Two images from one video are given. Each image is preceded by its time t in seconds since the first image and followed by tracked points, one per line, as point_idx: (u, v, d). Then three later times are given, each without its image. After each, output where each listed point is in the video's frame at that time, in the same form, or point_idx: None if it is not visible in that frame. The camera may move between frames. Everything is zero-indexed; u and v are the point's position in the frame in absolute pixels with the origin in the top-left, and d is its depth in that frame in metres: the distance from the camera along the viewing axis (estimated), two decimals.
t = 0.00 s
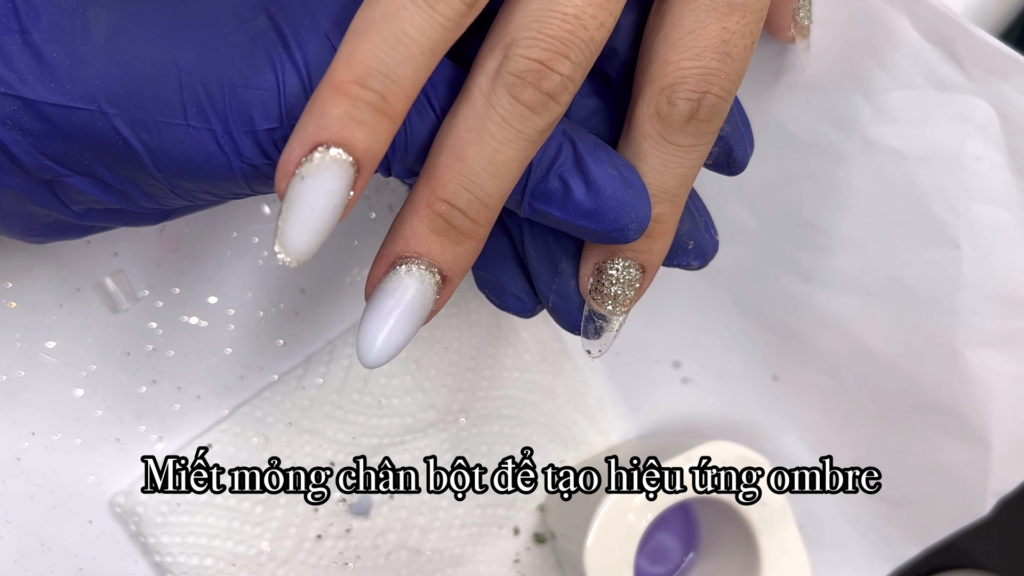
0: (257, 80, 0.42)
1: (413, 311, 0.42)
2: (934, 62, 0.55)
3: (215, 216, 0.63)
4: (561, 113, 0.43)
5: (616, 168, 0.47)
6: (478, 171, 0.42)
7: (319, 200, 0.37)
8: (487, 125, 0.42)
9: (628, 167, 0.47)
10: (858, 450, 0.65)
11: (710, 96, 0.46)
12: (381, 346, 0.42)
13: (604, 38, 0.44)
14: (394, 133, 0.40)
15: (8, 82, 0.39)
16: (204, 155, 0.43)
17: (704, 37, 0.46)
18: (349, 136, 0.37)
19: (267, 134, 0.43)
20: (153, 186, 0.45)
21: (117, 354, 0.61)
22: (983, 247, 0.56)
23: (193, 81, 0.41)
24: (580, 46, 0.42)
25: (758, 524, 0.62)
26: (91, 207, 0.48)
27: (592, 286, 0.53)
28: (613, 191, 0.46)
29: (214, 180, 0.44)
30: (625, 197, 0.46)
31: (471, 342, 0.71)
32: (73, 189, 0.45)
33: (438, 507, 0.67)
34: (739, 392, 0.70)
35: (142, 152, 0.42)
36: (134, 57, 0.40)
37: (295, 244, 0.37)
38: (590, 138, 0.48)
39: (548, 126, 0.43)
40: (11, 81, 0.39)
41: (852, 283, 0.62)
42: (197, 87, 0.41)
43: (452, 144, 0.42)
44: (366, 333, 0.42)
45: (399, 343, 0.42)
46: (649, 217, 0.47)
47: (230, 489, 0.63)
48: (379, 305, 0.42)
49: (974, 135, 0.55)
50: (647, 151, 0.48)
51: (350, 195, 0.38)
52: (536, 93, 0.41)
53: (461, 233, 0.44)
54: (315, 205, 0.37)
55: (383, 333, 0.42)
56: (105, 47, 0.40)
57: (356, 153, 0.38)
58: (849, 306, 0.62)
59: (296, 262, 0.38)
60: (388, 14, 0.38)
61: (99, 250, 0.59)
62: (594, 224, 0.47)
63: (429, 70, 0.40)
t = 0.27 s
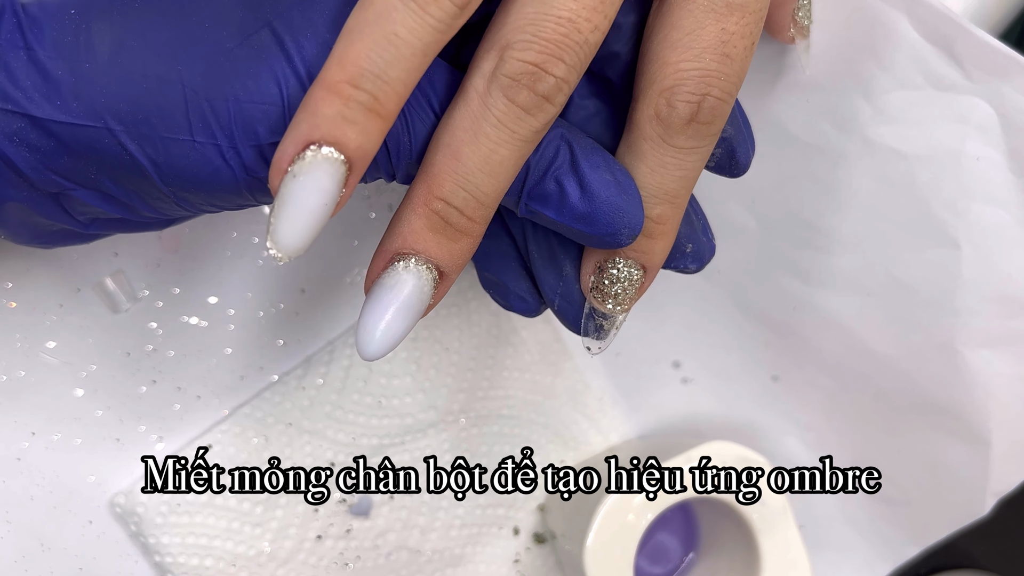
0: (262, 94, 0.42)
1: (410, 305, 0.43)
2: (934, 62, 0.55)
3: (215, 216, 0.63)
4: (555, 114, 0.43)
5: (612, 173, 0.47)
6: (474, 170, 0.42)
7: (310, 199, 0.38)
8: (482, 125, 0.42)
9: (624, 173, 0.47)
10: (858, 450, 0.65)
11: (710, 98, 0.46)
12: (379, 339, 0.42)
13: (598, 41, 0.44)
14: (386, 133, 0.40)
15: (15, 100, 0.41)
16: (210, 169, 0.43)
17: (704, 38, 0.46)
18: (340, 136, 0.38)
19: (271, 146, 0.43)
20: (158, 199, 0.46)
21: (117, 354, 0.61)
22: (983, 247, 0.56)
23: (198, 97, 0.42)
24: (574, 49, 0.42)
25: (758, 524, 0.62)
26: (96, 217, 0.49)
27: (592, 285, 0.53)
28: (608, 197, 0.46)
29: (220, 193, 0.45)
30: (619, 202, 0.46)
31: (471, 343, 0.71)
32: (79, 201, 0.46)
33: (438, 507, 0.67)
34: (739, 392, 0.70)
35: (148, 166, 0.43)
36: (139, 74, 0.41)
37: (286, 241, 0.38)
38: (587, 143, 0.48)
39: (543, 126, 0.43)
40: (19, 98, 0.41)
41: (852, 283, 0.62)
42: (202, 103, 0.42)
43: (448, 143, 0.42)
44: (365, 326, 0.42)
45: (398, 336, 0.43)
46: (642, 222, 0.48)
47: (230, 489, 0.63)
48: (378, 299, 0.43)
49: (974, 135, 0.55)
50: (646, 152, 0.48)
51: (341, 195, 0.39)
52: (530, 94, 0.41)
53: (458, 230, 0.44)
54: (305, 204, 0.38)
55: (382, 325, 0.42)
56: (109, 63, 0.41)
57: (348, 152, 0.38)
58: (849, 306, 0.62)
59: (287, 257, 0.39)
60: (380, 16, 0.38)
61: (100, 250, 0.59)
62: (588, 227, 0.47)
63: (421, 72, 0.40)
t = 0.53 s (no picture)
0: (261, 103, 0.42)
1: (408, 303, 0.44)
2: (934, 62, 0.55)
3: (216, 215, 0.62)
4: (555, 115, 0.43)
5: (611, 159, 0.47)
6: (473, 171, 0.42)
7: (305, 196, 0.38)
8: (481, 126, 0.42)
9: (624, 160, 0.47)
10: (858, 450, 0.65)
11: (712, 102, 0.46)
12: (378, 335, 0.43)
13: (597, 42, 0.43)
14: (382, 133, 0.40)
15: (16, 111, 0.41)
16: (210, 177, 0.44)
17: (705, 40, 0.46)
18: (337, 135, 0.38)
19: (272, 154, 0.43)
20: (159, 208, 0.46)
21: (117, 354, 0.61)
22: (983, 247, 0.56)
23: (198, 107, 0.42)
24: (573, 50, 0.42)
25: (758, 524, 0.62)
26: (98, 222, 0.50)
27: (586, 281, 0.53)
28: (607, 182, 0.46)
29: (221, 200, 0.45)
30: (619, 187, 0.46)
31: (471, 343, 0.70)
32: (80, 209, 0.47)
33: (438, 507, 0.67)
34: (739, 392, 0.70)
35: (149, 176, 0.43)
36: (138, 84, 0.41)
37: (281, 239, 0.38)
38: (587, 131, 0.48)
39: (543, 127, 0.43)
40: (19, 109, 0.41)
41: (852, 283, 0.62)
42: (202, 113, 0.42)
43: (447, 142, 0.42)
44: (365, 324, 0.43)
45: (396, 332, 0.44)
46: (642, 208, 0.47)
47: (230, 489, 0.63)
48: (377, 295, 0.43)
49: (974, 135, 0.55)
50: (646, 154, 0.48)
51: (337, 194, 0.39)
52: (529, 96, 0.41)
53: (457, 230, 0.44)
54: (300, 202, 0.38)
55: (381, 322, 0.43)
56: (108, 73, 0.41)
57: (344, 151, 0.38)
58: (849, 306, 0.63)
59: (282, 255, 0.39)
60: (376, 17, 0.38)
61: (100, 251, 0.59)
62: (588, 214, 0.47)
63: (416, 74, 0.40)
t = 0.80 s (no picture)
0: (257, 112, 0.42)
1: (406, 306, 0.43)
2: (934, 62, 0.55)
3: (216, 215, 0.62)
4: (551, 114, 0.43)
5: (611, 157, 0.47)
6: (469, 171, 0.42)
7: (297, 193, 0.37)
8: (478, 126, 0.42)
9: (624, 158, 0.47)
10: (858, 450, 0.65)
11: (711, 103, 0.46)
12: (376, 338, 0.43)
13: (595, 41, 0.44)
14: (375, 129, 0.40)
15: (12, 116, 0.41)
16: (205, 187, 0.44)
17: (704, 40, 0.46)
18: (327, 131, 0.38)
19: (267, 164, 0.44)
20: (154, 219, 0.46)
21: (118, 354, 0.61)
22: (983, 247, 0.56)
23: (194, 116, 0.42)
24: (570, 49, 0.42)
25: (758, 523, 0.63)
26: (92, 232, 0.50)
27: (592, 282, 0.53)
28: (609, 180, 0.46)
29: (214, 212, 0.46)
30: (620, 185, 0.46)
31: (471, 342, 0.71)
32: (75, 219, 0.47)
33: (438, 507, 0.67)
34: (739, 392, 0.70)
35: (144, 185, 0.43)
36: (135, 92, 0.41)
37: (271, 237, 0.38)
38: (586, 130, 0.48)
39: (540, 126, 0.43)
40: (15, 114, 0.41)
41: (852, 283, 0.62)
42: (198, 121, 0.42)
43: (444, 142, 0.43)
44: (363, 327, 0.43)
45: (394, 335, 0.43)
46: (645, 205, 0.47)
47: (230, 489, 0.63)
48: (375, 298, 0.43)
49: (974, 135, 0.55)
50: (646, 155, 0.48)
51: (329, 191, 0.39)
52: (526, 95, 0.41)
53: (454, 230, 0.44)
54: (291, 199, 0.37)
55: (379, 324, 0.43)
56: (105, 80, 0.41)
57: (335, 148, 0.38)
58: (849, 306, 0.63)
59: (273, 251, 0.38)
60: (368, 12, 0.38)
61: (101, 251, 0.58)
62: (591, 214, 0.48)
63: (411, 68, 0.40)
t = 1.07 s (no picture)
0: (258, 105, 0.43)
1: (392, 303, 0.42)
2: (934, 63, 0.55)
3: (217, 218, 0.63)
4: (544, 111, 0.43)
5: (610, 164, 0.47)
6: (459, 166, 0.43)
7: (288, 191, 0.37)
8: (469, 122, 0.42)
9: (624, 164, 0.47)
10: (857, 450, 0.65)
11: (717, 106, 0.46)
12: (359, 336, 0.42)
13: (589, 38, 0.43)
14: (369, 127, 0.40)
15: (14, 115, 0.41)
16: (209, 180, 0.44)
17: (710, 41, 0.46)
18: (319, 128, 0.38)
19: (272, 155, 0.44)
20: (158, 213, 0.47)
21: (118, 354, 0.61)
22: (983, 247, 0.56)
23: (195, 110, 0.42)
24: (563, 46, 0.42)
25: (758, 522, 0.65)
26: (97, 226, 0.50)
27: (588, 283, 0.54)
28: (607, 187, 0.46)
29: (219, 204, 0.46)
30: (618, 193, 0.46)
31: (471, 342, 0.71)
32: (79, 215, 0.47)
33: (439, 507, 0.67)
34: (738, 392, 0.70)
35: (147, 179, 0.43)
36: (135, 88, 0.41)
37: (263, 235, 0.37)
38: (586, 133, 0.48)
39: (531, 123, 0.43)
40: (17, 113, 0.41)
41: (853, 284, 0.62)
42: (199, 115, 0.42)
43: (434, 138, 0.43)
44: (346, 323, 0.42)
45: (378, 333, 0.42)
46: (642, 215, 0.48)
47: (230, 489, 0.63)
48: (359, 294, 0.42)
49: (973, 136, 0.55)
50: (649, 157, 0.49)
51: (321, 190, 0.38)
52: (518, 91, 0.41)
53: (442, 227, 0.44)
54: (283, 197, 0.37)
55: (362, 321, 0.42)
56: (105, 77, 0.41)
57: (327, 146, 0.38)
58: (849, 307, 0.63)
59: (264, 251, 0.37)
60: (363, 10, 0.38)
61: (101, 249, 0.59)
62: (587, 220, 0.48)
63: (406, 66, 0.40)
